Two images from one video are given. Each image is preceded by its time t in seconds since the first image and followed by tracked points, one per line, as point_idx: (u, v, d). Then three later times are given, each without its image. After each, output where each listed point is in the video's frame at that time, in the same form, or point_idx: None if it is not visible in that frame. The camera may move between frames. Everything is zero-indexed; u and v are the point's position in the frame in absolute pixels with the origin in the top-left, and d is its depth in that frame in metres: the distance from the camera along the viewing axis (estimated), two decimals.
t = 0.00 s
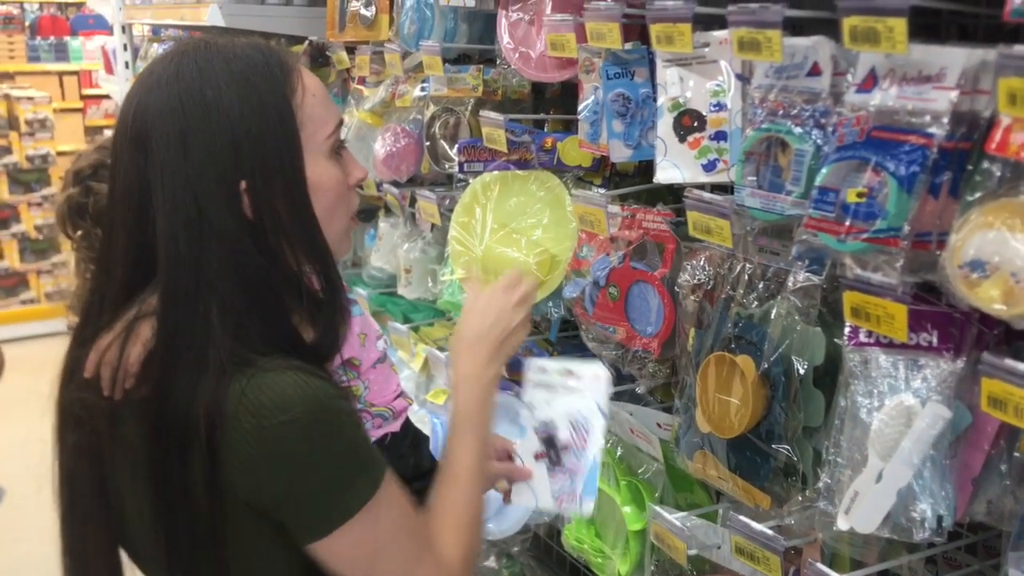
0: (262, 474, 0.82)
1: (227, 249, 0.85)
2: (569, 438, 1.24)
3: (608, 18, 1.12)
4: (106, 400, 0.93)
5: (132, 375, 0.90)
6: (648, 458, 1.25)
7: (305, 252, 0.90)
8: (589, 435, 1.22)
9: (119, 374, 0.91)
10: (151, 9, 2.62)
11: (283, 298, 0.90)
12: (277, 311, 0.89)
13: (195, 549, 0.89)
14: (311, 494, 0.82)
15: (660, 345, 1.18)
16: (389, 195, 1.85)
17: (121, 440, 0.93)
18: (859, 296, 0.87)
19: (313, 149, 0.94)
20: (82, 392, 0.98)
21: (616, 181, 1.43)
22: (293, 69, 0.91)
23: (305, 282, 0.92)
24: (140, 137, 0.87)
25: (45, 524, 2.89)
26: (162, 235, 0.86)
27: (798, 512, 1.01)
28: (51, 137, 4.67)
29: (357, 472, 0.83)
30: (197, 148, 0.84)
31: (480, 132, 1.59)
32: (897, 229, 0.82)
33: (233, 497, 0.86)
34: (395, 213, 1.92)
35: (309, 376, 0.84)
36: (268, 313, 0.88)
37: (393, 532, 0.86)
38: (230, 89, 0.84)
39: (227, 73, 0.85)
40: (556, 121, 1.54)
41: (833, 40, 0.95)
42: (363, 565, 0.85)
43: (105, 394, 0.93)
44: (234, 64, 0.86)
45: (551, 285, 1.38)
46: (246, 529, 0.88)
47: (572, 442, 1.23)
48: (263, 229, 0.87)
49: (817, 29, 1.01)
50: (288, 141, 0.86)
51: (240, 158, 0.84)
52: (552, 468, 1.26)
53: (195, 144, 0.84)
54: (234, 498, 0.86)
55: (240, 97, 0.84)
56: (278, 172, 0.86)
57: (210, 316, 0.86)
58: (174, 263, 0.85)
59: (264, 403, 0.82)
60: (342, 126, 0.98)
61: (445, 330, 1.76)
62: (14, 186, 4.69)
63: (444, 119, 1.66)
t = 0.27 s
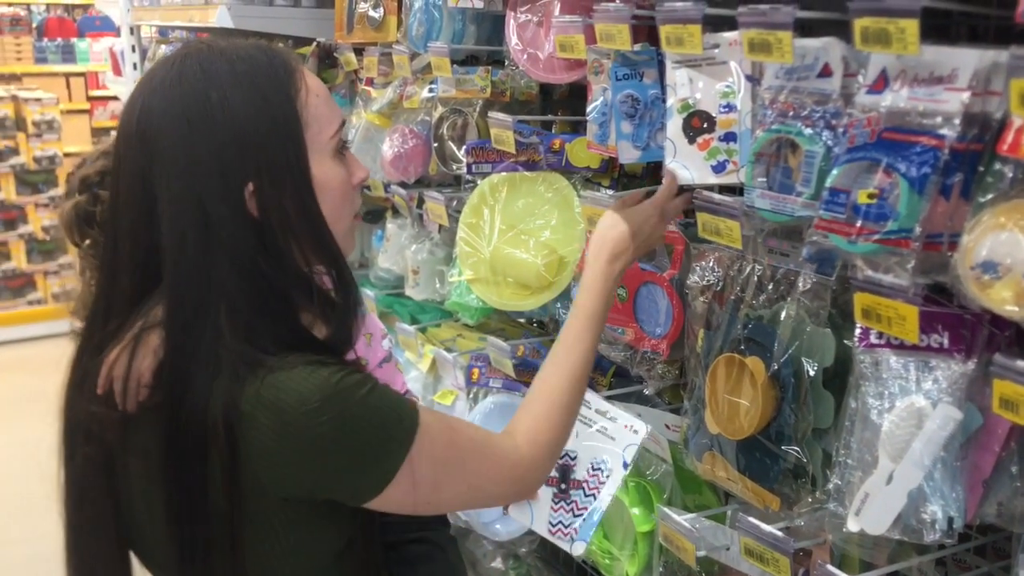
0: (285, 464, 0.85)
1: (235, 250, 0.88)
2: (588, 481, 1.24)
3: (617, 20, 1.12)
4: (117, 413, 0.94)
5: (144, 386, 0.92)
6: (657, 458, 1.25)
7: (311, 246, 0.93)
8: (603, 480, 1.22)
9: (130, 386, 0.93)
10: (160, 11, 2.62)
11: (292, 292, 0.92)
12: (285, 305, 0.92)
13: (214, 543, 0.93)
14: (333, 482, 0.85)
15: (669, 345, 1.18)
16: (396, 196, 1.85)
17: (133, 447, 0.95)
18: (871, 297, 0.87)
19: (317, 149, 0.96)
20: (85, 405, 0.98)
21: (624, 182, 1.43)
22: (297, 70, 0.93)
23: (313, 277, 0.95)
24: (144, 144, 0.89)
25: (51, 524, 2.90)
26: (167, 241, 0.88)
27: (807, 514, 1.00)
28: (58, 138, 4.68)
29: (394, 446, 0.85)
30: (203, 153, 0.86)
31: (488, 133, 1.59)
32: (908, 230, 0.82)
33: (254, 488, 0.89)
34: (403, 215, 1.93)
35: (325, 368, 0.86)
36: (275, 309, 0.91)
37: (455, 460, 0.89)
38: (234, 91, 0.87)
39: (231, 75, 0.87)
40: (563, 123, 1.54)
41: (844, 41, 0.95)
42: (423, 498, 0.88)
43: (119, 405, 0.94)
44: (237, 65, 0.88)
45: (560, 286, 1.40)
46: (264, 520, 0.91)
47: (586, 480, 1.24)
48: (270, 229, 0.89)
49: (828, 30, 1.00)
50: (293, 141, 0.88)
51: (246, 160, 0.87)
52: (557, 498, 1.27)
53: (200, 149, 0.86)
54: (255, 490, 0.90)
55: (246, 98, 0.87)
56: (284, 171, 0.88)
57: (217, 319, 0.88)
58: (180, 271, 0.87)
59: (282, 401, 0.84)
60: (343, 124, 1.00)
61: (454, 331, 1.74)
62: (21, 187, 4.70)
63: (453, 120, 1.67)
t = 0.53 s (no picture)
0: (298, 459, 0.84)
1: (251, 240, 0.89)
2: (589, 482, 1.24)
3: (620, 21, 1.12)
4: (125, 414, 0.93)
5: (153, 384, 0.90)
6: (660, 460, 1.25)
7: (320, 240, 0.95)
8: (605, 481, 1.22)
9: (140, 386, 0.91)
10: (162, 12, 2.62)
11: (300, 286, 0.94)
12: (294, 300, 0.93)
13: (223, 551, 0.91)
14: (343, 478, 0.85)
15: (672, 347, 1.18)
16: (399, 197, 1.85)
17: (141, 451, 0.93)
18: (877, 299, 0.87)
19: (330, 147, 0.99)
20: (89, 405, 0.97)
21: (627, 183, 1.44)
22: (311, 70, 0.95)
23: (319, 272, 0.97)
24: (160, 135, 0.90)
25: (53, 525, 2.90)
26: (183, 232, 0.88)
27: (811, 516, 1.01)
28: (60, 139, 4.67)
29: (405, 441, 0.84)
30: (221, 143, 0.87)
31: (491, 134, 1.59)
32: (914, 232, 0.81)
33: (264, 489, 0.88)
34: (405, 216, 1.92)
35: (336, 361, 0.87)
36: (286, 301, 0.92)
37: (467, 454, 0.88)
38: (254, 83, 0.88)
39: (252, 68, 0.89)
40: (565, 124, 1.54)
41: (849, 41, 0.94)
42: (436, 495, 0.88)
43: (128, 409, 0.92)
44: (256, 60, 0.90)
45: (563, 287, 1.40)
46: (275, 520, 0.90)
47: (587, 481, 1.24)
48: (281, 220, 0.90)
49: (832, 31, 1.00)
50: (308, 134, 0.90)
51: (264, 150, 0.88)
52: (558, 497, 1.26)
53: (218, 140, 0.87)
54: (265, 491, 0.88)
55: (266, 90, 0.88)
56: (299, 163, 0.90)
57: (232, 311, 0.88)
58: (196, 259, 0.88)
59: (292, 397, 0.84)
60: (350, 126, 1.02)
61: (456, 332, 1.75)
62: (23, 188, 4.70)
63: (455, 121, 1.66)
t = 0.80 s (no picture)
0: (289, 455, 0.84)
1: (248, 236, 0.88)
2: (582, 485, 1.24)
3: (614, 20, 1.12)
4: (114, 410, 0.94)
5: (143, 379, 0.91)
6: (654, 459, 1.26)
7: (315, 238, 0.95)
8: (599, 484, 1.22)
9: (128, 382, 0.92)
10: (155, 10, 2.62)
11: (295, 284, 0.94)
12: (288, 297, 0.93)
13: (213, 545, 0.92)
14: (331, 476, 0.85)
15: (666, 346, 1.18)
16: (393, 196, 1.85)
17: (131, 446, 0.94)
18: (871, 297, 0.87)
19: (331, 148, 0.98)
20: (80, 403, 0.97)
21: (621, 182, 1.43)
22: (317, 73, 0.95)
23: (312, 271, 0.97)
24: (161, 128, 0.89)
25: (46, 524, 2.90)
26: (180, 227, 0.88)
27: (805, 514, 1.01)
28: (53, 138, 4.66)
29: (395, 438, 0.84)
30: (221, 139, 0.87)
31: (485, 133, 1.59)
32: (907, 231, 0.82)
33: (254, 484, 0.88)
34: (399, 214, 1.92)
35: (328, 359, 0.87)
36: (281, 299, 0.92)
37: (460, 451, 0.88)
38: (261, 79, 0.88)
39: (259, 63, 0.89)
40: (560, 123, 1.54)
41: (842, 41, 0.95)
42: (428, 492, 0.88)
43: (116, 405, 0.93)
44: (265, 57, 0.90)
45: (557, 286, 1.40)
46: (267, 516, 0.91)
47: (580, 484, 1.24)
48: (278, 218, 0.90)
49: (826, 30, 1.00)
50: (309, 132, 0.90)
51: (263, 146, 0.88)
52: (550, 499, 1.26)
53: (219, 135, 0.87)
54: (255, 487, 0.89)
55: (271, 86, 0.88)
56: (298, 161, 0.89)
57: (226, 307, 0.88)
58: (192, 253, 0.88)
59: (281, 393, 0.84)
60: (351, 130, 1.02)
61: (450, 331, 1.75)
62: (16, 187, 4.69)
63: (449, 120, 1.66)
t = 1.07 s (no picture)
0: (274, 449, 0.83)
1: (234, 228, 0.87)
2: (575, 482, 1.24)
3: (606, 12, 1.11)
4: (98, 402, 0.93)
5: (128, 371, 0.90)
6: (646, 454, 1.24)
7: (303, 231, 0.94)
8: (592, 481, 1.22)
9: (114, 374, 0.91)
10: (144, 4, 2.60)
11: (283, 277, 0.92)
12: (276, 291, 0.92)
13: (199, 537, 0.91)
14: (317, 470, 0.84)
15: (658, 340, 1.18)
16: (384, 190, 1.84)
17: (117, 439, 0.93)
18: (862, 291, 0.87)
19: (320, 142, 0.97)
20: (64, 395, 0.96)
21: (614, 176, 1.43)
22: (307, 66, 0.94)
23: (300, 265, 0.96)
24: (149, 117, 0.88)
25: (34, 520, 2.88)
26: (166, 217, 0.87)
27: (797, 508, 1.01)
28: (42, 132, 4.63)
29: (383, 431, 0.83)
30: (207, 129, 0.86)
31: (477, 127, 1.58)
32: (900, 223, 0.81)
33: (240, 479, 0.88)
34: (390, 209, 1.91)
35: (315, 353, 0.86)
36: (268, 292, 0.91)
37: (450, 444, 0.87)
38: (248, 68, 0.87)
39: (247, 54, 0.88)
40: (552, 117, 1.53)
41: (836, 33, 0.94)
42: (417, 486, 0.87)
43: (101, 397, 0.92)
44: (253, 46, 0.88)
45: (548, 281, 1.39)
46: (252, 511, 0.90)
47: (573, 481, 1.24)
48: (265, 209, 0.89)
49: (819, 22, 0.99)
50: (297, 123, 0.89)
51: (250, 137, 0.87)
52: (543, 496, 1.26)
53: (206, 125, 0.86)
54: (241, 482, 0.88)
55: (259, 77, 0.87)
56: (285, 152, 0.88)
57: (212, 299, 0.88)
58: (177, 245, 0.87)
59: (267, 386, 0.83)
60: (343, 125, 1.01)
61: (441, 326, 1.73)
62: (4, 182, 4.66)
63: (441, 113, 1.65)
